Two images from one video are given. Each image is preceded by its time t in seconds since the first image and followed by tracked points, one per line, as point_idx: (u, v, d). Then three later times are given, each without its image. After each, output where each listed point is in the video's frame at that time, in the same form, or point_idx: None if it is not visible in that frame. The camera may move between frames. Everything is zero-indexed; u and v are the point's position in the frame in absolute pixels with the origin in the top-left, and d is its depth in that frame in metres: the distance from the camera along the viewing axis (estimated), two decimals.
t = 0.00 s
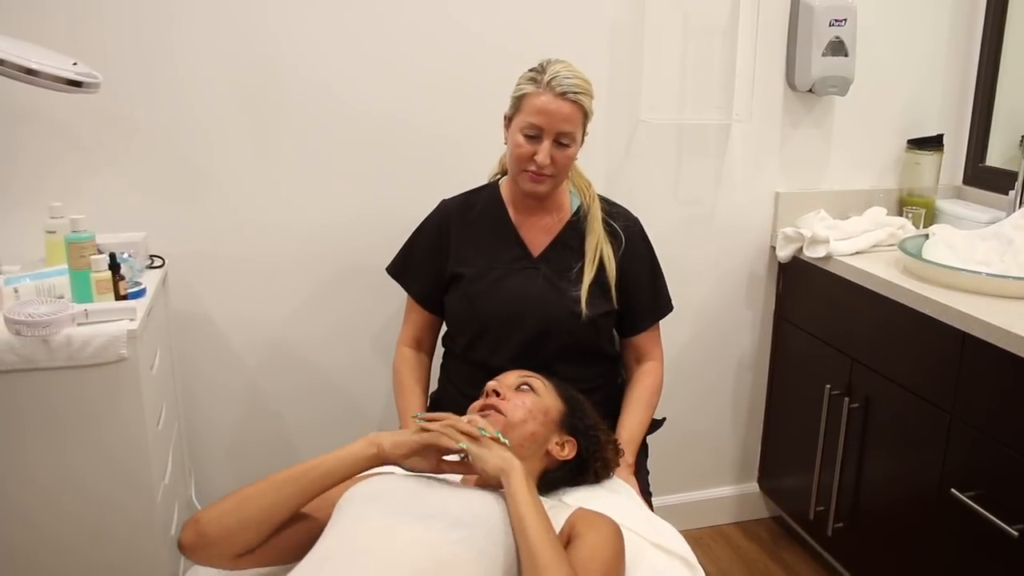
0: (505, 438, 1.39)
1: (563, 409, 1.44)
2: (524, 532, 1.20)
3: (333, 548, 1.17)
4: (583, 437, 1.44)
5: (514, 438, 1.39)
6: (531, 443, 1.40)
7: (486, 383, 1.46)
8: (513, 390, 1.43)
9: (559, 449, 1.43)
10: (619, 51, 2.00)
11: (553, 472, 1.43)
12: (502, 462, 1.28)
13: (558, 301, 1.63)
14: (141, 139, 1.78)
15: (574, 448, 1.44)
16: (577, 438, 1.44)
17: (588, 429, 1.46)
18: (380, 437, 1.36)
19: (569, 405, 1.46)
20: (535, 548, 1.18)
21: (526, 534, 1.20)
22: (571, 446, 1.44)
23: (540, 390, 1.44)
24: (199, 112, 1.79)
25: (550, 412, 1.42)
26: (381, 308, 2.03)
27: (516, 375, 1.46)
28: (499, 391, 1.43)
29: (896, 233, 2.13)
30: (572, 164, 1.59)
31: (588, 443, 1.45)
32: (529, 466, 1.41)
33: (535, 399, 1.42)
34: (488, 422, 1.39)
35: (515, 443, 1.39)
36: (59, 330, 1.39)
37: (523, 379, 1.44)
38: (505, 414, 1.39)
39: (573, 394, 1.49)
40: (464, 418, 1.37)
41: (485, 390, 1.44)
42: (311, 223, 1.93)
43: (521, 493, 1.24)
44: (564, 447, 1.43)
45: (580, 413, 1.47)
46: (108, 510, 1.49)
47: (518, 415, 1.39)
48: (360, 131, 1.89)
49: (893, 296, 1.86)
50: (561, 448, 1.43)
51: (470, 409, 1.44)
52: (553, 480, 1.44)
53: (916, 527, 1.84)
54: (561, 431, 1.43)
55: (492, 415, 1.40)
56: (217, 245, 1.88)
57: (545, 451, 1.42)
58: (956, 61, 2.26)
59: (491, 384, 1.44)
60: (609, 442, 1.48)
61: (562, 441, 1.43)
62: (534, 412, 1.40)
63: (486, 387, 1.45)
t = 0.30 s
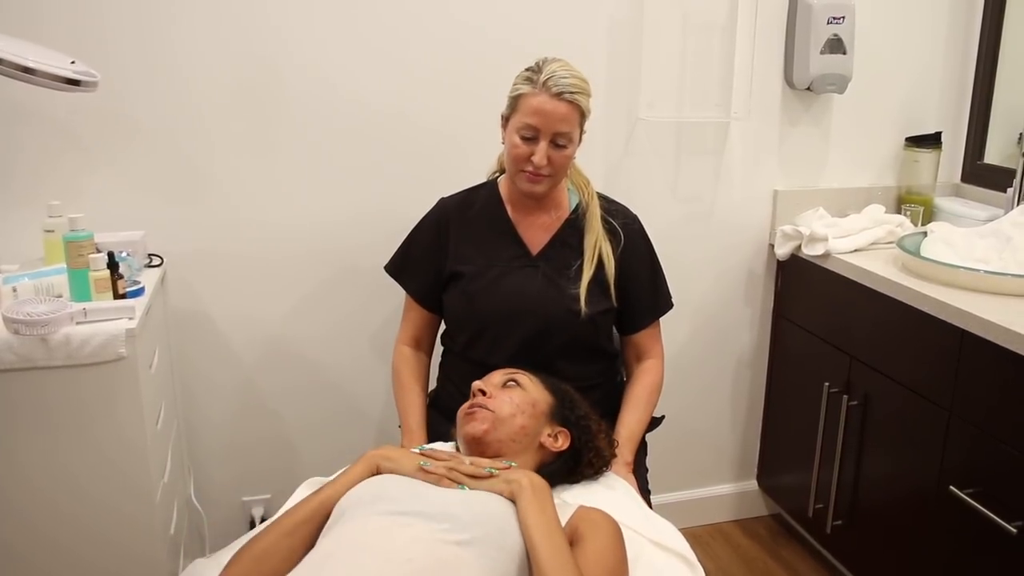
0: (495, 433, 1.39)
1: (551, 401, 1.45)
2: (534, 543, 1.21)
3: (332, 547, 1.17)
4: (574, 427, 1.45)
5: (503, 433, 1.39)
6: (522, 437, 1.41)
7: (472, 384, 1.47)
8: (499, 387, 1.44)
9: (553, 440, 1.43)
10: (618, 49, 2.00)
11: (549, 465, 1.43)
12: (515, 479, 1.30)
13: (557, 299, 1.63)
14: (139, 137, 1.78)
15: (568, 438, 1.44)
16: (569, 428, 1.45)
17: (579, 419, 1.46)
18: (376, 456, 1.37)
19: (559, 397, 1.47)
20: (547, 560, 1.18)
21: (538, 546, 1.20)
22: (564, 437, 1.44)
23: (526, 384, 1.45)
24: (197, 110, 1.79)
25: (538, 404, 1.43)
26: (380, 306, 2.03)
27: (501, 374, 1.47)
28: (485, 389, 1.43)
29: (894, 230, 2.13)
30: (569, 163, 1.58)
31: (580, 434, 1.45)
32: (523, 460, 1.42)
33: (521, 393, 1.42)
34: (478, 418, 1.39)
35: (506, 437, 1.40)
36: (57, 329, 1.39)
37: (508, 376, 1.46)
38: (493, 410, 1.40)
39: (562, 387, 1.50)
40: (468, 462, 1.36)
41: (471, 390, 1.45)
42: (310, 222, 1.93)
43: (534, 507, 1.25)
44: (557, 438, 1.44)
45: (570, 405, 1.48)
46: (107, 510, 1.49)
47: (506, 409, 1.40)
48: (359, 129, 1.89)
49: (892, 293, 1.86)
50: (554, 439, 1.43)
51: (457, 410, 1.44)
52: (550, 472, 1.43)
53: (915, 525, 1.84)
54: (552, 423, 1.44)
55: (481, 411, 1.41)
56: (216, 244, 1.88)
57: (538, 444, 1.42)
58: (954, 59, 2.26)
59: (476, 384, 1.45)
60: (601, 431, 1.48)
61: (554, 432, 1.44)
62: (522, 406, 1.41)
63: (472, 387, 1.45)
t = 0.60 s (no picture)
0: (498, 435, 1.40)
1: (555, 404, 1.45)
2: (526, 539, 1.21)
3: (331, 546, 1.17)
4: (576, 430, 1.45)
5: (506, 434, 1.40)
6: (524, 439, 1.41)
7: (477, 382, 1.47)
8: (503, 387, 1.44)
9: (554, 443, 1.43)
10: (617, 49, 2.01)
11: (549, 467, 1.43)
12: (507, 476, 1.30)
13: (559, 300, 1.63)
14: (139, 137, 1.78)
15: (569, 441, 1.44)
16: (571, 432, 1.45)
17: (582, 422, 1.46)
18: (367, 452, 1.36)
19: (562, 400, 1.47)
20: (540, 558, 1.17)
21: (531, 544, 1.20)
22: (565, 440, 1.44)
23: (530, 386, 1.45)
24: (196, 110, 1.79)
25: (541, 406, 1.43)
26: (379, 306, 2.03)
27: (506, 374, 1.47)
28: (490, 389, 1.43)
29: (893, 230, 2.13)
30: (514, 158, 1.59)
31: (582, 437, 1.45)
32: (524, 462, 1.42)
33: (525, 394, 1.43)
34: (481, 418, 1.40)
35: (508, 438, 1.40)
36: (56, 329, 1.39)
37: (513, 376, 1.46)
38: (497, 410, 1.40)
39: (565, 390, 1.50)
40: (461, 461, 1.36)
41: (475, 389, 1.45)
42: (309, 221, 1.93)
43: (526, 504, 1.25)
44: (558, 440, 1.43)
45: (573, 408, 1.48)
46: (106, 509, 1.50)
47: (510, 410, 1.40)
48: (358, 129, 1.90)
49: (890, 293, 1.87)
50: (556, 441, 1.43)
51: (461, 409, 1.44)
52: (550, 474, 1.43)
53: (914, 525, 1.85)
54: (554, 425, 1.44)
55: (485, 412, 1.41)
56: (215, 244, 1.88)
57: (539, 446, 1.42)
58: (952, 60, 2.27)
59: (481, 383, 1.45)
60: (603, 435, 1.48)
61: (557, 435, 1.43)
62: (526, 407, 1.41)
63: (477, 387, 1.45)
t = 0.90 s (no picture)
0: (513, 437, 1.40)
1: (571, 413, 1.45)
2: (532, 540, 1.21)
3: (335, 545, 1.17)
4: (588, 440, 1.46)
5: (521, 438, 1.40)
6: (537, 444, 1.41)
7: (497, 380, 1.47)
8: (524, 388, 1.44)
9: (564, 452, 1.44)
10: (619, 50, 2.01)
11: (555, 473, 1.43)
12: (515, 479, 1.30)
13: (562, 301, 1.63)
14: (143, 137, 1.78)
15: (579, 451, 1.45)
16: (581, 442, 1.45)
17: (593, 433, 1.47)
18: (368, 456, 1.36)
19: (577, 408, 1.48)
20: (546, 560, 1.18)
21: (538, 546, 1.20)
22: (575, 449, 1.44)
23: (550, 392, 1.45)
24: (200, 111, 1.80)
25: (558, 414, 1.43)
26: (383, 307, 2.03)
27: (526, 374, 1.47)
28: (510, 389, 1.43)
29: (896, 231, 2.13)
30: (517, 158, 1.59)
31: (592, 447, 1.46)
32: (532, 467, 1.42)
33: (544, 400, 1.43)
34: (498, 418, 1.40)
35: (522, 442, 1.40)
36: (61, 328, 1.40)
37: (534, 378, 1.45)
38: (515, 412, 1.40)
39: (580, 398, 1.51)
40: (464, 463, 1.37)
41: (496, 386, 1.45)
42: (312, 222, 1.93)
43: (533, 509, 1.25)
44: (568, 450, 1.44)
45: (586, 417, 1.48)
46: (109, 508, 1.50)
47: (528, 414, 1.40)
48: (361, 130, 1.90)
49: (892, 294, 1.87)
50: (566, 450, 1.44)
51: (477, 405, 1.44)
52: (555, 481, 1.43)
53: (917, 527, 1.85)
54: (567, 434, 1.45)
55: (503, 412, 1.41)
56: (219, 244, 1.89)
57: (549, 453, 1.42)
58: (956, 60, 2.27)
59: (502, 381, 1.45)
60: (613, 446, 1.49)
61: (567, 444, 1.44)
62: (543, 413, 1.41)
63: (496, 384, 1.45)
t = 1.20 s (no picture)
0: (520, 444, 1.40)
1: (578, 420, 1.45)
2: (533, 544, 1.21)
3: (336, 546, 1.18)
4: (592, 448, 1.46)
5: (528, 444, 1.40)
6: (542, 451, 1.41)
7: (508, 381, 1.47)
8: (534, 393, 1.44)
9: (568, 459, 1.44)
10: (621, 53, 2.01)
11: (558, 479, 1.43)
12: (516, 482, 1.31)
13: (564, 304, 1.63)
14: (145, 139, 1.79)
15: (582, 459, 1.45)
16: (585, 450, 1.45)
17: (599, 440, 1.47)
18: (371, 459, 1.36)
19: (583, 416, 1.47)
20: (547, 563, 1.18)
21: (539, 549, 1.20)
22: (578, 457, 1.44)
23: (560, 398, 1.44)
24: (202, 113, 1.80)
25: (566, 421, 1.43)
26: (385, 309, 2.04)
27: (537, 378, 1.46)
28: (520, 392, 1.43)
29: (897, 234, 2.13)
30: (519, 160, 1.59)
31: (597, 454, 1.46)
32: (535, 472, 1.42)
33: (553, 407, 1.43)
34: (506, 423, 1.40)
35: (528, 449, 1.40)
36: (64, 330, 1.40)
37: (544, 383, 1.45)
38: (523, 418, 1.40)
39: (587, 404, 1.50)
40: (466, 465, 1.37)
41: (506, 388, 1.45)
42: (314, 224, 1.94)
43: (535, 512, 1.25)
44: (572, 457, 1.44)
45: (592, 423, 1.48)
46: (110, 509, 1.50)
47: (536, 420, 1.40)
48: (362, 132, 1.90)
49: (893, 297, 1.87)
50: (570, 458, 1.44)
51: (486, 407, 1.44)
52: (557, 485, 1.43)
53: (917, 530, 1.85)
54: (572, 442, 1.44)
55: (511, 417, 1.41)
56: (221, 246, 1.89)
57: (553, 459, 1.43)
58: (957, 64, 2.27)
59: (513, 383, 1.45)
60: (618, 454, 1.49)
61: (571, 451, 1.44)
62: (551, 420, 1.41)
63: (507, 385, 1.45)
